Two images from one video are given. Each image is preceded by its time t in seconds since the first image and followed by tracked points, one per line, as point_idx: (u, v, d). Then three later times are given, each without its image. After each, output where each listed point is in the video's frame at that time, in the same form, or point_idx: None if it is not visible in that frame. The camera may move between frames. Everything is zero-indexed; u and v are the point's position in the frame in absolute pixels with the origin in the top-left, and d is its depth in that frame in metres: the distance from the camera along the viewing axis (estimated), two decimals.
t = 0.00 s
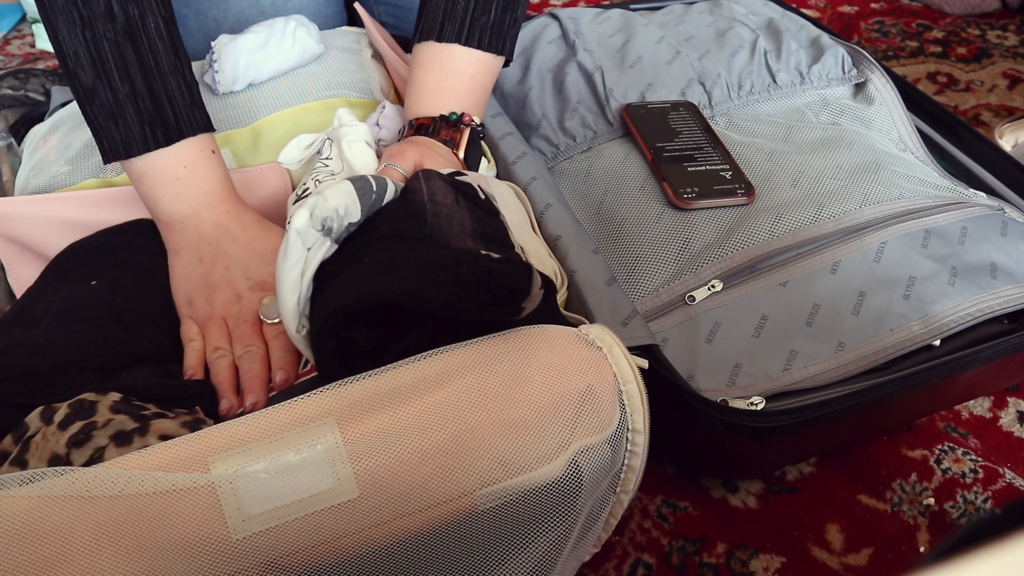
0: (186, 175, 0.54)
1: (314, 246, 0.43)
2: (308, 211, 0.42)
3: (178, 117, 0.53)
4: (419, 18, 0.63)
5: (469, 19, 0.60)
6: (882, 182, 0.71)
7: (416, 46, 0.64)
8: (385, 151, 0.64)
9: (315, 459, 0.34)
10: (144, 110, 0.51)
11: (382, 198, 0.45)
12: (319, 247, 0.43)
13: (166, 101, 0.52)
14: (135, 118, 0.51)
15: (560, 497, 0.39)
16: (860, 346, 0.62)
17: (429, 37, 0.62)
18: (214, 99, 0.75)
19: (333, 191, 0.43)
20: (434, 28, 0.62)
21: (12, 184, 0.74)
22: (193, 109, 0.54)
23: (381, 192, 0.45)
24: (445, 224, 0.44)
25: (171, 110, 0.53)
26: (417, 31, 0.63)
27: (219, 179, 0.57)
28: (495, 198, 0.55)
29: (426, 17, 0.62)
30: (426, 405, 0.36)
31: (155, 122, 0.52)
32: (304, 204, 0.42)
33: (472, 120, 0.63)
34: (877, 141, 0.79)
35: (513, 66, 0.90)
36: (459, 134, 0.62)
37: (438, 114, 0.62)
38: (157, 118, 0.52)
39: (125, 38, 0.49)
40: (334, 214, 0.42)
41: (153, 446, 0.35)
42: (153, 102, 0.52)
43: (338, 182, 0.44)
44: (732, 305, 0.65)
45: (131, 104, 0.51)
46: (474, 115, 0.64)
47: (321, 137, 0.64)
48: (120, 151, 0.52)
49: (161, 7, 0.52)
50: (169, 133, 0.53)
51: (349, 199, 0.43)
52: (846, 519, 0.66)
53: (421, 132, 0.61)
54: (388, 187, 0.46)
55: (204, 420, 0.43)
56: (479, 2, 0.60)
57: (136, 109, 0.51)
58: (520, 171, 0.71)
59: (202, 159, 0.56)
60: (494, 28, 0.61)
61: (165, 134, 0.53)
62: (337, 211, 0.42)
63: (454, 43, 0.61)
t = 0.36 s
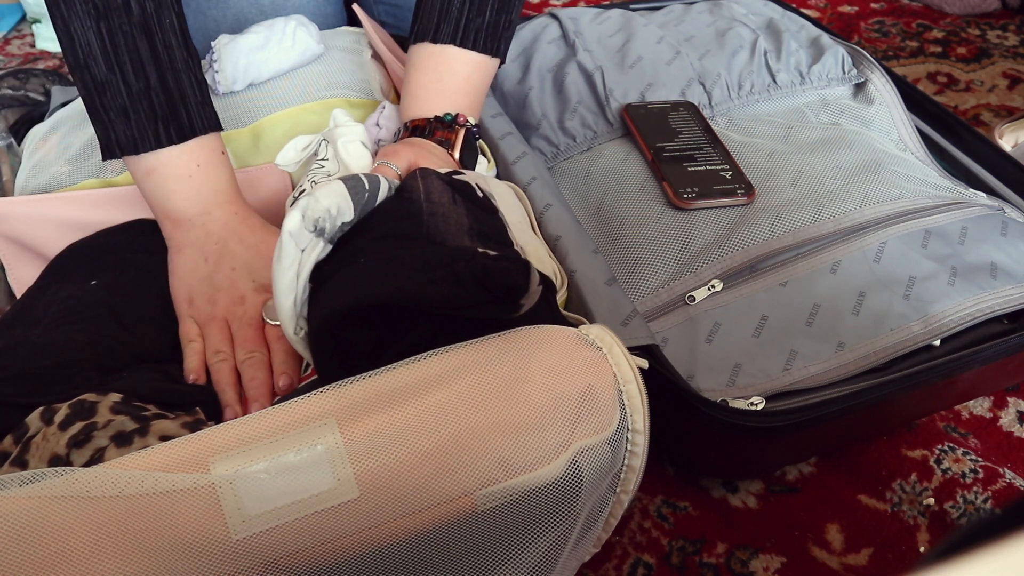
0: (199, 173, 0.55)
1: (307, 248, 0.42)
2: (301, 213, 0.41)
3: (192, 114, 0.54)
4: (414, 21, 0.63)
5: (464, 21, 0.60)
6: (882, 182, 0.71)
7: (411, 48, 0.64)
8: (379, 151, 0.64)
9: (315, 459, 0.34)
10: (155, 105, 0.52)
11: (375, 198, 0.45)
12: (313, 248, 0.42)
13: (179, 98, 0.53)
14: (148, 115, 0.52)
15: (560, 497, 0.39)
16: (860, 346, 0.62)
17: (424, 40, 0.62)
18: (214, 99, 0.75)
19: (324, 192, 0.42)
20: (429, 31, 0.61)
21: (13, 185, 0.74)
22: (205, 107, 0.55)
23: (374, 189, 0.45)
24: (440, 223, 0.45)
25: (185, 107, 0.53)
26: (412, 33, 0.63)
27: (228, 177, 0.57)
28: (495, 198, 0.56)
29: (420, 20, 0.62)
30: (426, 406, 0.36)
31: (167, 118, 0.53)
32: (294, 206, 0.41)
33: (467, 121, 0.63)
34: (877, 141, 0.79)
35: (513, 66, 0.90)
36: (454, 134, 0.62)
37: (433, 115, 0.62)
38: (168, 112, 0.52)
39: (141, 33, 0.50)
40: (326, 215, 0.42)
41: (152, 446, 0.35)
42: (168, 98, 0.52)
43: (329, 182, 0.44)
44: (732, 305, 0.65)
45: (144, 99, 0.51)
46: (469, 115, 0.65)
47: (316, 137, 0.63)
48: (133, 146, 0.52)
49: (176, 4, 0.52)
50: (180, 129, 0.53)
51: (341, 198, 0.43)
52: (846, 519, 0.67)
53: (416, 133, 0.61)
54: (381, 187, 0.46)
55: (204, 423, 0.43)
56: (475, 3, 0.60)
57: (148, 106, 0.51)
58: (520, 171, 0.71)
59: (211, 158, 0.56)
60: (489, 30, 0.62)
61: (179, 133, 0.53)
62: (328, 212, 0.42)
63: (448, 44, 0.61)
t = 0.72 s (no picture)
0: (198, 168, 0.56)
1: (306, 244, 0.43)
2: (298, 209, 0.42)
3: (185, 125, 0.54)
4: (418, 19, 0.64)
5: (467, 21, 0.60)
6: (882, 181, 0.71)
7: (416, 44, 0.64)
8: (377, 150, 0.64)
9: (315, 458, 0.34)
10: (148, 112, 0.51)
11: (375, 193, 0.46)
12: (312, 244, 0.43)
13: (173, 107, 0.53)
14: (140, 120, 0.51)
15: (560, 497, 0.39)
16: (860, 346, 0.62)
17: (429, 37, 0.62)
18: (214, 98, 0.75)
19: (321, 187, 0.43)
20: (433, 29, 0.62)
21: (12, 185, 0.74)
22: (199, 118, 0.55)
23: (372, 185, 0.45)
24: (441, 219, 0.45)
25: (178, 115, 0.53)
26: (416, 31, 0.64)
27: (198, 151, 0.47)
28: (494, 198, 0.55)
29: (425, 17, 0.62)
30: (425, 405, 0.36)
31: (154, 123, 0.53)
32: (293, 202, 0.43)
33: (467, 121, 0.63)
34: (877, 141, 0.79)
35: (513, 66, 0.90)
36: (454, 134, 0.62)
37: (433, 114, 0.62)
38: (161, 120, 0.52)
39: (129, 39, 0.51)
40: (324, 209, 0.43)
41: (152, 446, 0.35)
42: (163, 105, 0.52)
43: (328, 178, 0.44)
44: (732, 305, 0.65)
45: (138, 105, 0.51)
46: (469, 115, 0.64)
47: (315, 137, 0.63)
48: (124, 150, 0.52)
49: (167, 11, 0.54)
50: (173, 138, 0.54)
51: (337, 193, 0.43)
52: (846, 519, 0.66)
53: (417, 132, 0.61)
54: (378, 181, 0.46)
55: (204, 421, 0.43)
56: (478, 3, 0.60)
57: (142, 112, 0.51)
58: (520, 171, 0.71)
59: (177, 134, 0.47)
60: (491, 31, 0.61)
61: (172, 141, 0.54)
62: (326, 206, 0.42)
63: (453, 43, 0.61)
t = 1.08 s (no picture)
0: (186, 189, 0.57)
1: (306, 244, 0.43)
2: (297, 209, 0.42)
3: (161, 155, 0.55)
4: (425, 19, 0.63)
5: (475, 24, 0.61)
6: (882, 181, 0.71)
7: (421, 46, 0.63)
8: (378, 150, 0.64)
9: (315, 458, 0.34)
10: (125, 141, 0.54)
11: (373, 193, 0.45)
12: (312, 244, 0.43)
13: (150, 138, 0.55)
14: (118, 150, 0.54)
15: (560, 497, 0.39)
16: (860, 346, 0.62)
17: (434, 39, 0.62)
18: (214, 99, 0.75)
19: (320, 188, 0.43)
20: (440, 30, 0.61)
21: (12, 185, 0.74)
22: (178, 149, 0.57)
23: (371, 185, 0.45)
24: (437, 218, 0.45)
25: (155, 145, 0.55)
26: (422, 32, 0.63)
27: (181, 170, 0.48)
28: (494, 198, 0.55)
29: (432, 17, 0.62)
30: (425, 405, 0.36)
31: (136, 156, 0.54)
32: (293, 202, 0.42)
33: (469, 121, 0.63)
34: (877, 141, 0.79)
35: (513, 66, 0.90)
36: (455, 135, 0.62)
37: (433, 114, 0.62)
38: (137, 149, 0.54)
39: (118, 78, 0.53)
40: (324, 210, 0.42)
41: (153, 445, 0.35)
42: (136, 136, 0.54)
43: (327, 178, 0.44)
44: (732, 305, 0.65)
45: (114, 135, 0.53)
46: (470, 116, 0.64)
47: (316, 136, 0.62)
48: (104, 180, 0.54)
49: (163, 51, 0.55)
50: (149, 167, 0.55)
51: (337, 193, 0.43)
52: (846, 519, 0.66)
53: (417, 132, 0.61)
54: (377, 182, 0.46)
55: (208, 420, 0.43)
56: (487, 7, 0.60)
57: (118, 142, 0.53)
58: (520, 171, 0.71)
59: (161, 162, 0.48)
60: (499, 35, 0.62)
61: (146, 171, 0.55)
62: (326, 207, 0.42)
63: (459, 46, 0.61)
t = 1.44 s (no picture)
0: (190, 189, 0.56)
1: (306, 244, 0.42)
2: (297, 208, 0.41)
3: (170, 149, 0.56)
4: (425, 20, 0.63)
5: (476, 25, 0.61)
6: (882, 181, 0.71)
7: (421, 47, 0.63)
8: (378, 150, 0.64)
9: (315, 458, 0.34)
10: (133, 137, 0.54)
11: (373, 193, 0.45)
12: (312, 244, 0.42)
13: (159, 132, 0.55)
14: (127, 146, 0.54)
15: (560, 497, 0.39)
16: (860, 346, 0.62)
17: (434, 40, 0.62)
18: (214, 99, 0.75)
19: (320, 187, 0.42)
20: (440, 32, 0.61)
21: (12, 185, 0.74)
22: (185, 143, 0.57)
23: (371, 186, 0.45)
24: (438, 218, 0.45)
25: (163, 138, 0.55)
26: (422, 32, 0.63)
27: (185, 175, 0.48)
28: (495, 198, 0.55)
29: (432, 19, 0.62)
30: (425, 405, 0.36)
31: (143, 152, 0.54)
32: (292, 201, 0.42)
33: (468, 121, 0.63)
34: (877, 141, 0.79)
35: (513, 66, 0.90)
36: (454, 135, 0.62)
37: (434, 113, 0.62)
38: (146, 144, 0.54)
39: (125, 73, 0.53)
40: (324, 209, 0.42)
41: (153, 444, 0.35)
42: (146, 129, 0.54)
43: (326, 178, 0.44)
44: (732, 305, 0.65)
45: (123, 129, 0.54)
46: (470, 116, 0.64)
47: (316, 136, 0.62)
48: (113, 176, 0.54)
49: (166, 48, 0.56)
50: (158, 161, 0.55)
51: (337, 193, 0.43)
52: (846, 518, 0.66)
53: (417, 132, 0.61)
54: (377, 182, 0.46)
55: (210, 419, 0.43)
56: (487, 8, 0.60)
57: (126, 136, 0.54)
58: (520, 171, 0.71)
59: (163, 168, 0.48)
60: (499, 36, 0.62)
61: (154, 167, 0.55)
62: (326, 206, 0.42)
63: (459, 47, 0.61)
